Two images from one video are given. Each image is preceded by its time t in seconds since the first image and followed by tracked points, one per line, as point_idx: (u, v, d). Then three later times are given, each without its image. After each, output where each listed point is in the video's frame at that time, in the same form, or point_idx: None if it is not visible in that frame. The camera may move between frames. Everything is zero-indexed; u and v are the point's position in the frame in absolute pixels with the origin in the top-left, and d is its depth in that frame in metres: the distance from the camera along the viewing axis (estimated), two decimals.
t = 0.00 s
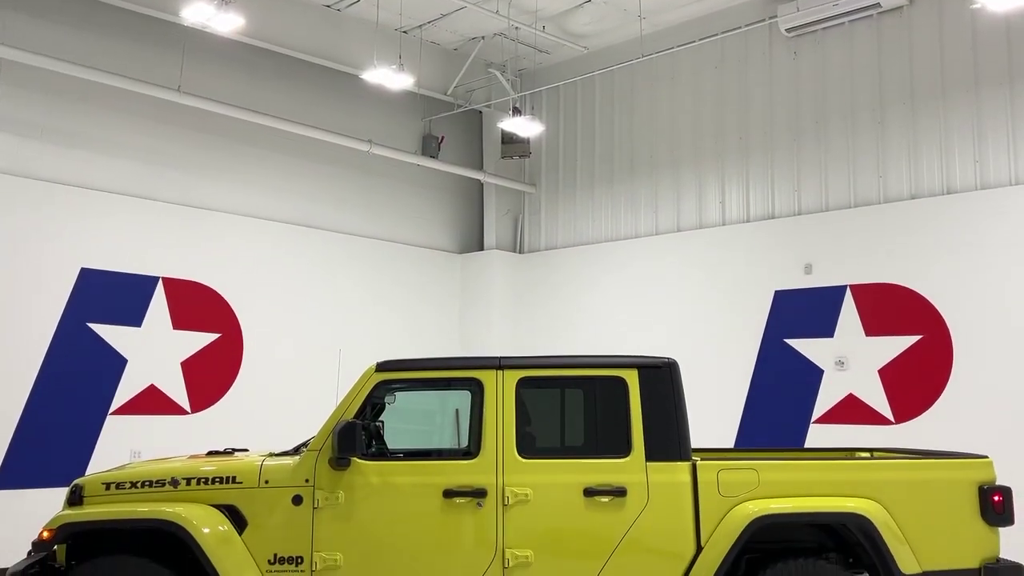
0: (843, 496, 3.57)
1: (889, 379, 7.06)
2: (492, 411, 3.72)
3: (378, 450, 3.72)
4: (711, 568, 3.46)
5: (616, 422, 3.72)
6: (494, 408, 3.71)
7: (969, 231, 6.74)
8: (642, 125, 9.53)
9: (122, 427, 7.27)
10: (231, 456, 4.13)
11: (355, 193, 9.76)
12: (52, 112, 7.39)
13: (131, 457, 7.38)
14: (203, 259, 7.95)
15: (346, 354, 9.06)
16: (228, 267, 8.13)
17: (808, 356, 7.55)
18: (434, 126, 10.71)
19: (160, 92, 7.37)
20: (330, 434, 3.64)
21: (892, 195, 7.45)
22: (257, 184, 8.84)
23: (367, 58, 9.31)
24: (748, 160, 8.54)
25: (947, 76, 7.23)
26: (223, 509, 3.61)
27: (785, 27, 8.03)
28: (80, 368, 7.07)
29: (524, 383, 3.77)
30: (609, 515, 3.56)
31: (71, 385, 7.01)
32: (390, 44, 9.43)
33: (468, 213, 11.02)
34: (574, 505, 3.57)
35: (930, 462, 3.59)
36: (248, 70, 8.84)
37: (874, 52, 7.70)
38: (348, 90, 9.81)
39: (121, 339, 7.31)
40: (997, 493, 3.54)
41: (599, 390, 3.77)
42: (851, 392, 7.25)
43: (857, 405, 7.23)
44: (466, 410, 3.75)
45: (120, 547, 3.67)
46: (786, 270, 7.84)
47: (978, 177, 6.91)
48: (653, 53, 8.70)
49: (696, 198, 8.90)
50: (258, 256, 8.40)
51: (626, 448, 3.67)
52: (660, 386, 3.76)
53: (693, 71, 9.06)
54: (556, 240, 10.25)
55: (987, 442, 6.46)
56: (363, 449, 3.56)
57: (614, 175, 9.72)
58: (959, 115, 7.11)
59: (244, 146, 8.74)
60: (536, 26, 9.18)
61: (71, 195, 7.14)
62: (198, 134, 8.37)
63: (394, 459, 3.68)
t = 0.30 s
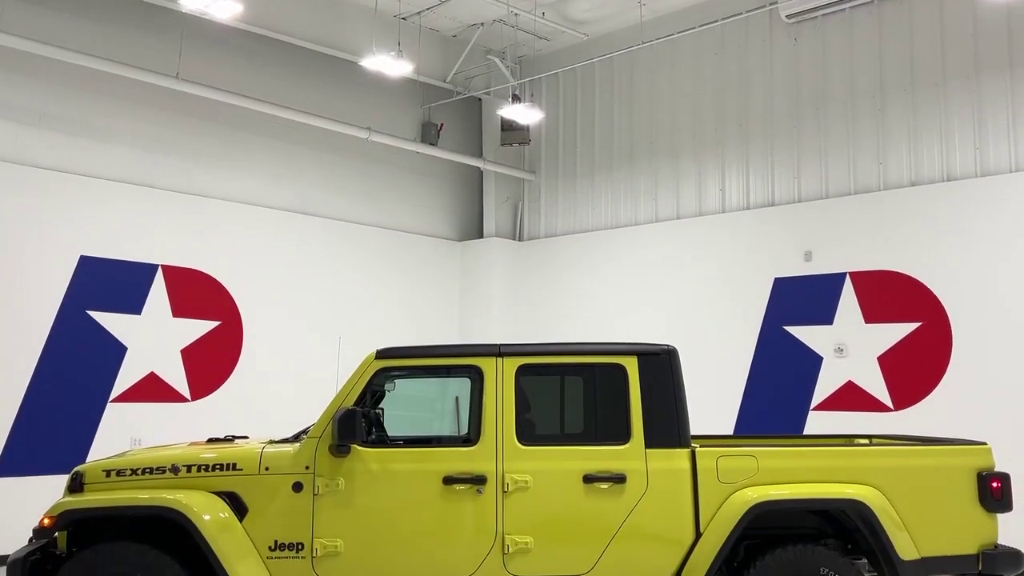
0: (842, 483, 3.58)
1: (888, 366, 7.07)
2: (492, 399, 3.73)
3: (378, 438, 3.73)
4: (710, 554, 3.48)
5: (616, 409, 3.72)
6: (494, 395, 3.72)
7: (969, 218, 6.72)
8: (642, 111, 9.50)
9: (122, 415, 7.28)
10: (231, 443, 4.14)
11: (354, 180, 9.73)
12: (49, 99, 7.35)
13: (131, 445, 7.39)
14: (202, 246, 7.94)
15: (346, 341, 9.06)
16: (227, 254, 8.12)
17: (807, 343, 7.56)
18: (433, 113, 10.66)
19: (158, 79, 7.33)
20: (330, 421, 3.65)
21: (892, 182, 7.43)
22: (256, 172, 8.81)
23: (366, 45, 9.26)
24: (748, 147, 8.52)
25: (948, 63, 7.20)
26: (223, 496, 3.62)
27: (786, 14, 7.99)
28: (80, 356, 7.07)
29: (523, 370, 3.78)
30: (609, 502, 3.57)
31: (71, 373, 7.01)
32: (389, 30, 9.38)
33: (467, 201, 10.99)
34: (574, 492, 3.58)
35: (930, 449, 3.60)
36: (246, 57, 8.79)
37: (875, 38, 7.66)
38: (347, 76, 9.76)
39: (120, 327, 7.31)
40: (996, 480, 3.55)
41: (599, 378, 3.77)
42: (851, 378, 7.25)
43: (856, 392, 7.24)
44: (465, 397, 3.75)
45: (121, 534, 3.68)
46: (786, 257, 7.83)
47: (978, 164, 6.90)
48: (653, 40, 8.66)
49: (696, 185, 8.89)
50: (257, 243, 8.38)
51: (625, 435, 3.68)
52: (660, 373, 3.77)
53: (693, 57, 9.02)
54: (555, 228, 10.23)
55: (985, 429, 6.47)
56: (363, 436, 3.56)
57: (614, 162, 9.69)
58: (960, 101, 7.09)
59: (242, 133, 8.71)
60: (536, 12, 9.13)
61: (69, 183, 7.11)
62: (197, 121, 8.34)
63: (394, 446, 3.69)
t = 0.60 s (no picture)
0: (841, 468, 3.59)
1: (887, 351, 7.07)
2: (492, 385, 3.73)
3: (378, 425, 3.74)
4: (709, 540, 3.49)
5: (615, 396, 3.73)
6: (494, 381, 3.72)
7: (971, 205, 6.70)
8: (641, 98, 9.47)
9: (122, 402, 7.29)
10: (232, 429, 4.15)
11: (353, 167, 9.71)
12: (47, 86, 7.31)
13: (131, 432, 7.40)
14: (201, 234, 7.93)
15: (346, 329, 9.06)
16: (226, 242, 8.11)
17: (807, 329, 7.56)
18: (433, 99, 10.62)
19: (157, 65, 7.30)
20: (330, 408, 3.65)
21: (893, 169, 7.41)
22: (255, 159, 8.79)
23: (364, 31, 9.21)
24: (748, 134, 8.49)
25: (949, 48, 7.16)
26: (224, 482, 3.63)
27: None
28: (79, 344, 7.07)
29: (523, 357, 3.78)
30: (609, 488, 3.58)
31: (70, 360, 7.01)
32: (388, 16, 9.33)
33: (467, 187, 10.96)
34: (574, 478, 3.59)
35: (928, 435, 3.61)
36: (244, 43, 8.75)
37: (875, 23, 7.63)
38: (346, 63, 9.72)
39: (120, 315, 7.31)
40: (994, 466, 3.56)
41: (598, 364, 3.78)
42: (850, 365, 7.26)
43: (855, 378, 7.25)
44: (465, 384, 3.76)
45: (122, 521, 3.69)
46: (786, 244, 7.82)
47: (979, 151, 6.87)
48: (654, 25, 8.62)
49: (696, 172, 8.86)
50: (256, 230, 8.37)
51: (625, 421, 3.68)
52: (660, 361, 3.77)
53: (693, 43, 8.98)
54: (555, 215, 10.21)
55: (984, 415, 6.48)
56: (363, 423, 3.57)
57: (614, 149, 9.66)
58: (960, 86, 7.05)
59: (241, 120, 8.68)
60: None
61: (67, 170, 7.08)
62: (195, 107, 8.30)
63: (394, 433, 3.70)
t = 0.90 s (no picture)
0: (840, 454, 3.59)
1: (887, 338, 7.08)
2: (491, 371, 3.73)
3: (378, 411, 3.75)
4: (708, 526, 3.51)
5: (615, 382, 3.73)
6: (494, 367, 3.72)
7: (972, 191, 6.69)
8: (641, 84, 9.43)
9: (122, 389, 7.29)
10: (232, 415, 4.16)
11: (353, 154, 9.68)
12: (45, 72, 7.28)
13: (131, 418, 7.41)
14: (201, 220, 7.92)
15: (346, 316, 9.06)
16: (226, 228, 8.10)
17: (807, 316, 7.56)
18: (432, 86, 10.58)
19: (155, 51, 7.26)
20: (330, 394, 3.66)
21: (893, 155, 7.39)
22: (254, 145, 8.76)
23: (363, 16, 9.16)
24: (749, 120, 8.46)
25: (950, 33, 7.12)
26: (225, 468, 3.64)
27: None
28: (80, 331, 7.07)
29: (523, 343, 3.78)
30: (609, 473, 3.59)
31: (70, 347, 7.01)
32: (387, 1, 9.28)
33: (466, 174, 10.93)
34: (574, 463, 3.60)
35: (927, 421, 3.62)
36: (242, 28, 8.70)
37: (877, 7, 7.58)
38: (345, 49, 9.67)
39: (120, 302, 7.31)
40: (994, 451, 3.57)
41: (598, 350, 3.79)
42: (850, 351, 7.26)
43: (855, 364, 7.25)
44: (465, 370, 3.76)
45: (123, 506, 3.71)
46: (786, 230, 7.81)
47: (980, 137, 6.85)
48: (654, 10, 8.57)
49: (696, 158, 8.84)
50: (255, 217, 8.36)
51: (625, 407, 3.69)
52: (660, 347, 3.78)
53: (694, 28, 8.94)
54: (555, 201, 10.18)
55: (984, 401, 6.48)
56: (363, 409, 3.57)
57: (614, 135, 9.63)
58: (962, 71, 7.02)
59: (240, 106, 8.64)
60: None
61: (66, 156, 7.06)
62: (194, 94, 8.27)
63: (394, 419, 3.70)
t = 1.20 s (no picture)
0: (838, 439, 3.60)
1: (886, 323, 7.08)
2: (491, 357, 3.74)
3: (378, 397, 3.75)
4: (707, 511, 3.53)
5: (615, 368, 3.74)
6: (494, 353, 3.73)
7: (973, 176, 6.67)
8: (641, 69, 9.39)
9: (122, 375, 7.30)
10: (232, 401, 4.17)
11: (352, 140, 9.65)
12: (43, 57, 7.24)
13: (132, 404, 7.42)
14: (200, 206, 7.90)
15: (345, 302, 9.05)
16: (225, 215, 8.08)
17: (807, 302, 7.56)
18: (432, 71, 10.53)
19: (153, 36, 7.22)
20: (330, 379, 3.66)
21: (893, 140, 7.36)
22: (253, 131, 8.73)
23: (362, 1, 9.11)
24: (749, 106, 8.43)
25: (952, 18, 7.09)
26: (225, 454, 3.65)
27: None
28: (79, 317, 7.07)
29: (523, 329, 3.78)
30: (608, 458, 3.60)
31: (70, 334, 7.02)
32: None
33: (465, 160, 10.90)
34: (573, 449, 3.61)
35: (925, 406, 3.63)
36: (241, 13, 8.65)
37: None
38: (344, 33, 9.62)
39: (120, 288, 7.30)
40: (992, 436, 3.58)
41: (598, 336, 3.79)
42: (850, 337, 7.26)
43: (854, 350, 7.26)
44: (465, 356, 3.76)
45: (124, 491, 3.72)
46: (787, 216, 7.80)
47: (981, 122, 6.82)
48: None
49: (696, 144, 8.81)
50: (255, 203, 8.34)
51: (625, 393, 3.69)
52: (660, 332, 3.78)
53: (694, 12, 8.89)
54: (554, 187, 10.15)
55: (983, 386, 6.49)
56: (363, 394, 3.58)
57: (614, 121, 9.60)
58: (963, 56, 6.99)
59: (239, 92, 8.61)
60: None
61: (65, 142, 7.04)
62: (192, 79, 8.23)
63: (394, 404, 3.71)
